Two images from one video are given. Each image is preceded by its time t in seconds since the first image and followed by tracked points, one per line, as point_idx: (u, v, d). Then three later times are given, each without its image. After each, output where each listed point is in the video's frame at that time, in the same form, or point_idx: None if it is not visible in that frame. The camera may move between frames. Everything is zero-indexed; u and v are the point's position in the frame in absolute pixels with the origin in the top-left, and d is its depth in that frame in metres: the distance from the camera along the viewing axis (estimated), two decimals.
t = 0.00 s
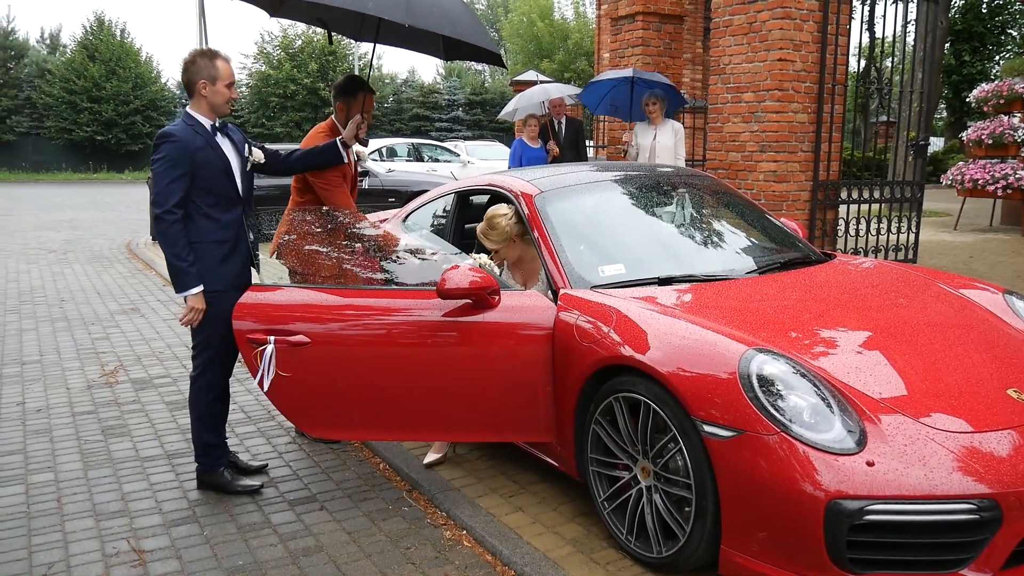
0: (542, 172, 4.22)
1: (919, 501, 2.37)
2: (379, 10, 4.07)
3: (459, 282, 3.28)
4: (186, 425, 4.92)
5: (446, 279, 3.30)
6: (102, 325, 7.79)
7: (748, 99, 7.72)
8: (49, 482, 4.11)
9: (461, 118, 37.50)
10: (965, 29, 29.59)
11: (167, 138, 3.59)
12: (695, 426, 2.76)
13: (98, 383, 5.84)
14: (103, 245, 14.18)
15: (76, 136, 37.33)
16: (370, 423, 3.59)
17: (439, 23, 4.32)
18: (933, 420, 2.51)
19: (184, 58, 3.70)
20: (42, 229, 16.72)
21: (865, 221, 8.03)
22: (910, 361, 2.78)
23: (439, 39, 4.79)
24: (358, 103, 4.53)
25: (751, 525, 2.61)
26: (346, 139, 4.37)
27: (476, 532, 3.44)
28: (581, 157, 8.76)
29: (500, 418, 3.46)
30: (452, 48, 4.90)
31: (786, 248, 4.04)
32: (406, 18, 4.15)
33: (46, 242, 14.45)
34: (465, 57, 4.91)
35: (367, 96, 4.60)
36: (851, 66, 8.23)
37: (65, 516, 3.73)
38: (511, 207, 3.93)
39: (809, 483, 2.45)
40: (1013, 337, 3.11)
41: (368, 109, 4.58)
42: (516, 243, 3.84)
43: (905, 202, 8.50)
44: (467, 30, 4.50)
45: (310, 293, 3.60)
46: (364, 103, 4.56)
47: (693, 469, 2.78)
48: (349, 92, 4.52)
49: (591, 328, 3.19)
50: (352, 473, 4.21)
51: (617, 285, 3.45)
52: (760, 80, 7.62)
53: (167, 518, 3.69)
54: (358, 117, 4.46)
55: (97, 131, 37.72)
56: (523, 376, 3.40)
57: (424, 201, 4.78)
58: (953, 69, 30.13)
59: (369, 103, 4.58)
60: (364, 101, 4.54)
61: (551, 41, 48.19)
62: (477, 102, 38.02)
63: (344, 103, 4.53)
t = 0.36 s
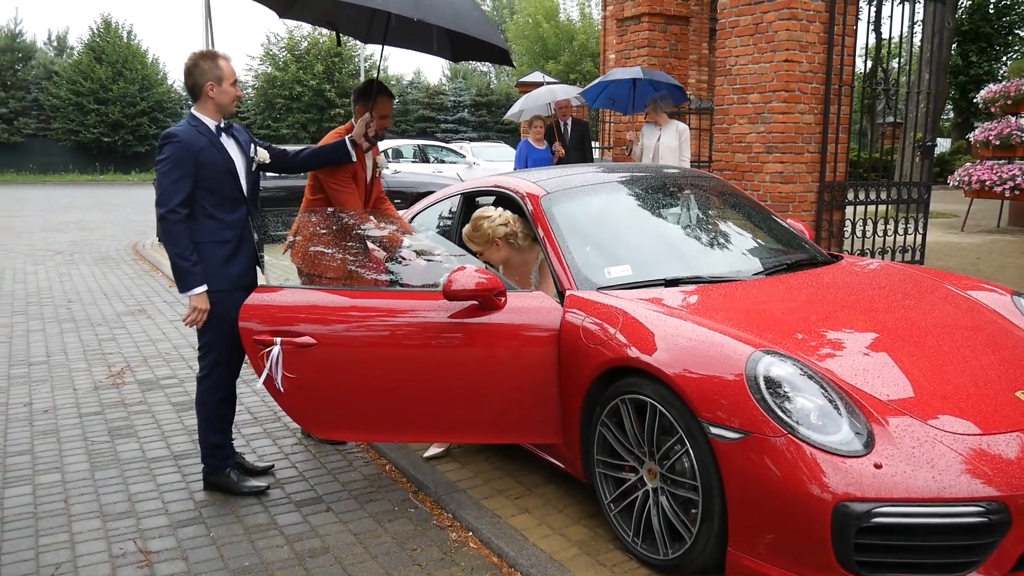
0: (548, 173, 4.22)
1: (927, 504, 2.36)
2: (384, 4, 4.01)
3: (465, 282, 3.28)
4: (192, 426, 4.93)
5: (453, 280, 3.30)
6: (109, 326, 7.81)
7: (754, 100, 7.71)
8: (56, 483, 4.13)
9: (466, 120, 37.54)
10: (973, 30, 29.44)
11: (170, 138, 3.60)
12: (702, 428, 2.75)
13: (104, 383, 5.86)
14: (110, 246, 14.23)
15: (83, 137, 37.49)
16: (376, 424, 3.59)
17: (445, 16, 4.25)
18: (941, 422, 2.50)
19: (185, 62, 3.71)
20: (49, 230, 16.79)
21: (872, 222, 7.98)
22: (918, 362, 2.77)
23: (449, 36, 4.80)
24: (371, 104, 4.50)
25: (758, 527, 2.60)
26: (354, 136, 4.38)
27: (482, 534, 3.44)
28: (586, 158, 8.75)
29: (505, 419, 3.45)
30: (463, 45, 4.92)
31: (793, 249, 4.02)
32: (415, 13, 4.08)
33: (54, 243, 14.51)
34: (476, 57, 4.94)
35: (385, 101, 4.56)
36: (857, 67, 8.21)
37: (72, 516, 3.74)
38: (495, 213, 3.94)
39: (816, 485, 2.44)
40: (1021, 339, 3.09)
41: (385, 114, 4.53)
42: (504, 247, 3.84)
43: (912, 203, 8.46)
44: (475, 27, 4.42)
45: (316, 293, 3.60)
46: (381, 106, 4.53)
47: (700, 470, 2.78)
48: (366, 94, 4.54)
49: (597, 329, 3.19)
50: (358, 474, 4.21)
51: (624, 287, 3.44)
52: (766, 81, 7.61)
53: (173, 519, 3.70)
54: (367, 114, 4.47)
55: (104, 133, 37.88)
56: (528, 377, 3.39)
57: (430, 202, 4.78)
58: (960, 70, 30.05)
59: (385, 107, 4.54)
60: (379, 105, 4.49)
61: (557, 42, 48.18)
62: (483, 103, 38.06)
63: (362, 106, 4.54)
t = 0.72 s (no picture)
0: (555, 174, 4.22)
1: (936, 506, 2.35)
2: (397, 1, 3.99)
3: (472, 284, 3.27)
4: (200, 428, 4.94)
5: (459, 283, 3.29)
6: (117, 327, 7.84)
7: (761, 101, 7.70)
8: (65, 484, 4.14)
9: (472, 121, 37.55)
10: (978, 31, 29.01)
11: (176, 139, 3.62)
12: (709, 430, 2.75)
13: (112, 385, 5.88)
14: (118, 248, 14.29)
15: (90, 139, 37.63)
16: (382, 426, 3.60)
17: (462, 13, 4.22)
18: (950, 424, 2.49)
19: (192, 65, 3.73)
20: (56, 231, 16.85)
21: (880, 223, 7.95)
22: (926, 364, 2.76)
23: (468, 37, 4.83)
24: (389, 106, 4.53)
25: (766, 530, 2.60)
26: (369, 134, 4.49)
27: (489, 536, 3.44)
28: (592, 160, 8.75)
29: (512, 421, 3.46)
30: (479, 45, 4.95)
31: (801, 251, 4.01)
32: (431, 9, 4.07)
33: (61, 244, 14.56)
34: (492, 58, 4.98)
35: (406, 108, 4.56)
36: (865, 68, 8.19)
37: (81, 518, 3.75)
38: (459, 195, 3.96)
39: (824, 487, 2.43)
40: None
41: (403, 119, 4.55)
42: (464, 231, 3.89)
43: (919, 205, 8.43)
44: (493, 25, 4.38)
45: (324, 295, 3.61)
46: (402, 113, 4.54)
47: (707, 473, 2.77)
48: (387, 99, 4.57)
49: (605, 331, 3.19)
50: (366, 476, 4.21)
51: (631, 289, 3.44)
52: (772, 82, 7.59)
53: (181, 521, 3.71)
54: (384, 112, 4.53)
55: (111, 135, 38.00)
56: (536, 379, 3.40)
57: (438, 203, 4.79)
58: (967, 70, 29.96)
59: (405, 114, 4.55)
60: (396, 109, 4.50)
61: (563, 43, 48.20)
62: (489, 105, 38.09)
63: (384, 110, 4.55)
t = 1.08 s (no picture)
0: (560, 176, 4.22)
1: (941, 508, 2.34)
2: None
3: (477, 285, 3.27)
4: (205, 430, 4.95)
5: (465, 285, 3.29)
6: (122, 329, 7.86)
7: (766, 103, 7.69)
8: (70, 485, 4.16)
9: (478, 123, 37.54)
10: (986, 32, 29.45)
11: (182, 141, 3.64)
12: (714, 432, 2.75)
13: (118, 386, 5.90)
14: (124, 250, 14.34)
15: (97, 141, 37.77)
16: (387, 427, 3.60)
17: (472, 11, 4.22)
18: (955, 425, 2.48)
19: (205, 66, 3.74)
20: (63, 233, 16.92)
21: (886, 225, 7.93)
22: (932, 366, 2.75)
23: (475, 35, 4.80)
24: (394, 106, 4.54)
25: (771, 532, 2.59)
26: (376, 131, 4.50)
27: (493, 538, 3.43)
28: (597, 162, 8.75)
29: (517, 423, 3.46)
30: (488, 46, 4.92)
31: (806, 253, 4.00)
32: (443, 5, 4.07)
33: (67, 246, 14.62)
34: (501, 60, 4.94)
35: (410, 111, 4.60)
36: (870, 69, 8.17)
37: (86, 519, 3.76)
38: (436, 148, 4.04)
39: (829, 489, 2.43)
40: None
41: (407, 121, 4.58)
42: (434, 182, 3.95)
43: (925, 206, 8.41)
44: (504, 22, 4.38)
45: (329, 297, 3.62)
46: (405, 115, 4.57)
47: (712, 475, 2.76)
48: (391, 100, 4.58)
49: (610, 333, 3.19)
50: (371, 478, 4.22)
51: (636, 290, 3.44)
52: (778, 84, 7.59)
53: (186, 522, 3.71)
54: (390, 111, 4.54)
55: (118, 137, 38.14)
56: (540, 381, 3.40)
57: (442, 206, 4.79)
58: (973, 72, 29.91)
59: (407, 116, 4.58)
60: (401, 110, 4.53)
61: (568, 45, 48.23)
62: (494, 106, 38.13)
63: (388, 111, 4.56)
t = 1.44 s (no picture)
0: (564, 178, 4.22)
1: (946, 509, 2.34)
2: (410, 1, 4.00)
3: (480, 286, 3.27)
4: (210, 432, 4.96)
5: (468, 286, 3.28)
6: (127, 331, 7.87)
7: (770, 105, 7.68)
8: (75, 487, 4.17)
9: (481, 125, 37.53)
10: (990, 33, 28.99)
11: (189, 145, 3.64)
12: (719, 433, 2.74)
13: (123, 389, 5.91)
14: (128, 252, 14.37)
15: (101, 144, 37.86)
16: (391, 429, 3.60)
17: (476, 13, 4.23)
18: (960, 426, 2.47)
19: (207, 68, 3.73)
20: (67, 236, 16.95)
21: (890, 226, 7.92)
22: (937, 367, 2.75)
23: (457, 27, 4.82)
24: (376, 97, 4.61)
25: (776, 533, 2.59)
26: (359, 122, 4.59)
27: (498, 539, 3.44)
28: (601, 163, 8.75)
29: (521, 425, 3.46)
30: (471, 35, 4.94)
31: (810, 254, 4.01)
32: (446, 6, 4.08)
33: (72, 249, 14.65)
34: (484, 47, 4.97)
35: (393, 102, 4.62)
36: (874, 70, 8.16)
37: (91, 521, 3.77)
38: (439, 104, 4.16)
39: (834, 490, 2.42)
40: None
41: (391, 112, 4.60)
42: (429, 136, 4.07)
43: (929, 207, 8.39)
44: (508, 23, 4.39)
45: (334, 298, 3.63)
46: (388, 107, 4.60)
47: (716, 476, 2.76)
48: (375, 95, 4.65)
49: (614, 334, 3.19)
50: (375, 479, 4.22)
51: (640, 291, 3.44)
52: (782, 85, 7.58)
53: (191, 524, 3.72)
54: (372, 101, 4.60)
55: (122, 140, 38.23)
56: (544, 382, 3.40)
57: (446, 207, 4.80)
58: (977, 73, 29.87)
59: (392, 108, 4.61)
60: (383, 100, 4.57)
61: (572, 48, 48.25)
62: (498, 108, 38.15)
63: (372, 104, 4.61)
